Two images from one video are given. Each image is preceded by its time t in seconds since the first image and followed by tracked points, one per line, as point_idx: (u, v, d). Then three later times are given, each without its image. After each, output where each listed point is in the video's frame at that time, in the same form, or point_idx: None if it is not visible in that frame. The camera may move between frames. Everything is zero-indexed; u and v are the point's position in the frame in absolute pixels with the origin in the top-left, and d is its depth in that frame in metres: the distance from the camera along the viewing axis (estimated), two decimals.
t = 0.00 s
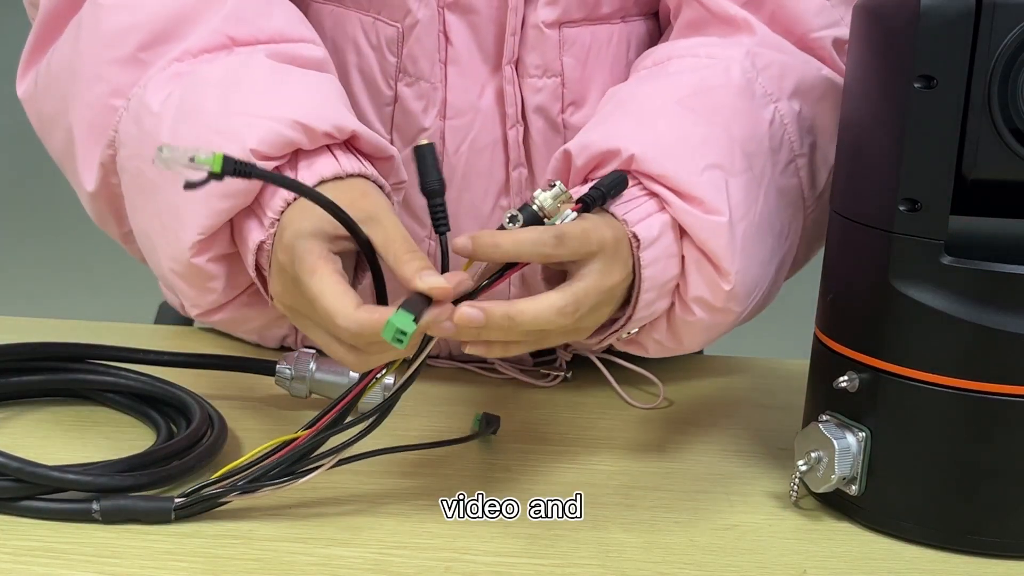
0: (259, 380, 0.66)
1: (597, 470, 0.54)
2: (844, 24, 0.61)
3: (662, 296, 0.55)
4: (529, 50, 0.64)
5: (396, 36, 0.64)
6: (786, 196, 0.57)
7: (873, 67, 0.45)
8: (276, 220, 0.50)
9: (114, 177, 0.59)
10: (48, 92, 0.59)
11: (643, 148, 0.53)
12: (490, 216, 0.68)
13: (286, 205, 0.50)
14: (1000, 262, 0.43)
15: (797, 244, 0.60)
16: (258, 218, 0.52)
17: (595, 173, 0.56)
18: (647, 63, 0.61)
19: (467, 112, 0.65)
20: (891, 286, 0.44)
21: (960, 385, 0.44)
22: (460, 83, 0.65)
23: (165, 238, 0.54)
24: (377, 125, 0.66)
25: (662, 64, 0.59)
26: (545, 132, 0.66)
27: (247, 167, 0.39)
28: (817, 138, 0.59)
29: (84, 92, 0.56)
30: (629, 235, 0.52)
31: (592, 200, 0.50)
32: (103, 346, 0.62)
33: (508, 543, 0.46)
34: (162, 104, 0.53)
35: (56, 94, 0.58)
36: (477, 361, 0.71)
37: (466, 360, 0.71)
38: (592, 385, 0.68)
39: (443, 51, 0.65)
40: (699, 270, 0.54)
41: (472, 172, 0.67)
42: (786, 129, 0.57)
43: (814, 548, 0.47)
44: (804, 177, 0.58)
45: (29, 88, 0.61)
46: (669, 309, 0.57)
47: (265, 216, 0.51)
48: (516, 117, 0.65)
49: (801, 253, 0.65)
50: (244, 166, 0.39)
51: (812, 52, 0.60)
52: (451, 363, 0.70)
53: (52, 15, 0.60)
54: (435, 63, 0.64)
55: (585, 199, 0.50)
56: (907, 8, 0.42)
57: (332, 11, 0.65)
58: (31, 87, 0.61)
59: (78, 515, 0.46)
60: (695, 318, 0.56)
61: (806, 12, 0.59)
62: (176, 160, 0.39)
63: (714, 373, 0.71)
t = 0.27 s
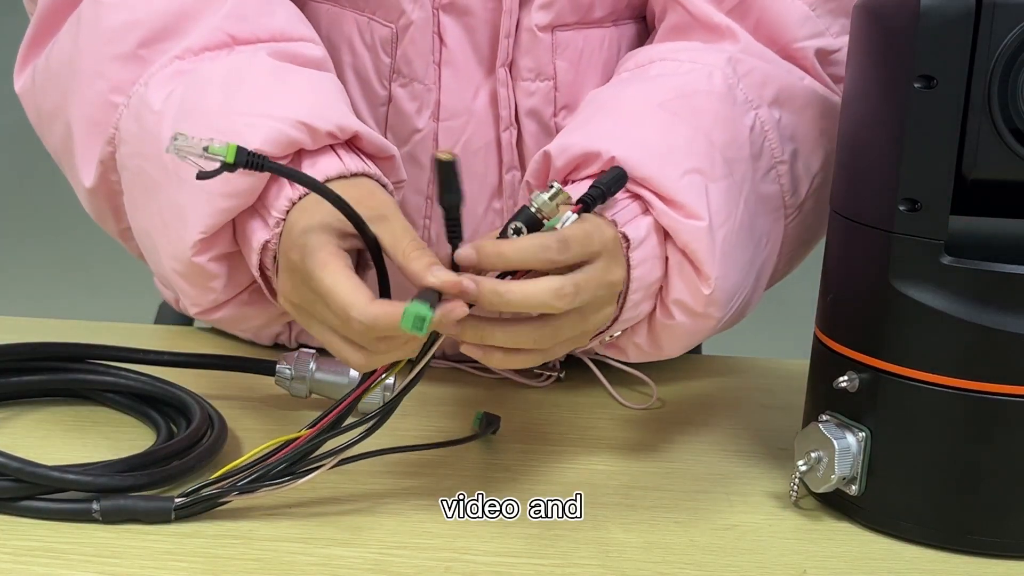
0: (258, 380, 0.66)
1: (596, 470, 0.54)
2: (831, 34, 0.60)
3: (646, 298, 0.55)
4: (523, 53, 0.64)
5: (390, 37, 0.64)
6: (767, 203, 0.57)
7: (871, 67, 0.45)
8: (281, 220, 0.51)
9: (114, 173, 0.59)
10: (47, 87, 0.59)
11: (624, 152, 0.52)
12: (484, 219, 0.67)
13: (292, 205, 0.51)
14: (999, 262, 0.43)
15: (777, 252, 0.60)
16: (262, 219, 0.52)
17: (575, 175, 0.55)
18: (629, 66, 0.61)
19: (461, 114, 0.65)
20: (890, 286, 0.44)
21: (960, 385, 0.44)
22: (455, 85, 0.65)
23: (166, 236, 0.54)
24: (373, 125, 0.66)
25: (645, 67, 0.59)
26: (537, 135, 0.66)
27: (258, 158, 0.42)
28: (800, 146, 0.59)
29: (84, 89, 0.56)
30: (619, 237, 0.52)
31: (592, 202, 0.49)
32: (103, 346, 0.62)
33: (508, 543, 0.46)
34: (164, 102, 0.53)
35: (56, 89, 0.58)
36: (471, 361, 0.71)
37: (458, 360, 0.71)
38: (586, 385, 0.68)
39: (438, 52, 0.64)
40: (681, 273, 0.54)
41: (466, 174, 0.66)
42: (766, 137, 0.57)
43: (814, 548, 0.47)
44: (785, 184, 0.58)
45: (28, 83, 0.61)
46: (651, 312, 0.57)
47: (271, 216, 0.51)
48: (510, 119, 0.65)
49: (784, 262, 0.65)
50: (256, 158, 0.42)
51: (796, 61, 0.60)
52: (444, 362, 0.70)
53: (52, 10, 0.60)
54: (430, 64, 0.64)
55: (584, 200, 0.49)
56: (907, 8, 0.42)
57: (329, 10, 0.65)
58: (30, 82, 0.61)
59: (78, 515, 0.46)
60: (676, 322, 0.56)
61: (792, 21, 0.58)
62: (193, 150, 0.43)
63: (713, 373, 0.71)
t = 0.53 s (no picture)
0: (258, 380, 0.66)
1: (597, 470, 0.54)
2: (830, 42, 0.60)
3: (648, 308, 0.55)
4: (520, 55, 0.64)
5: (388, 39, 0.64)
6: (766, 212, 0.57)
7: (872, 67, 0.45)
8: (290, 219, 0.51)
9: (119, 177, 0.59)
10: (48, 89, 0.59)
11: (631, 160, 0.52)
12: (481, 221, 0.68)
13: (301, 203, 0.51)
14: (999, 262, 0.43)
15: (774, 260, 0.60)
16: (270, 219, 0.52)
17: (577, 182, 0.55)
18: (628, 70, 0.61)
19: (459, 116, 0.65)
20: (891, 286, 0.44)
21: (960, 385, 0.44)
22: (452, 86, 0.65)
23: (174, 241, 0.53)
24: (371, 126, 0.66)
25: (645, 71, 0.59)
26: (535, 138, 0.66)
27: (273, 134, 0.41)
28: (799, 155, 0.59)
29: (88, 93, 0.55)
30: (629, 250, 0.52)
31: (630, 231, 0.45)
32: (103, 346, 0.62)
33: (508, 543, 0.46)
34: (170, 107, 0.53)
35: (57, 91, 0.58)
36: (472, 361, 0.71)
37: (456, 360, 0.71)
38: (586, 386, 0.68)
39: (436, 54, 0.64)
40: (683, 283, 0.54)
41: (463, 177, 0.66)
42: (767, 146, 0.57)
43: (814, 548, 0.47)
44: (784, 193, 0.59)
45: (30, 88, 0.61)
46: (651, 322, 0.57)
47: (279, 215, 0.52)
48: (507, 121, 0.65)
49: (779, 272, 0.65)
50: (271, 134, 0.41)
51: (795, 69, 0.60)
52: (443, 362, 0.70)
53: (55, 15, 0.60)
54: (427, 66, 0.64)
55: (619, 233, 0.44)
56: (907, 8, 0.42)
57: (329, 11, 0.65)
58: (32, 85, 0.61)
59: (78, 514, 0.46)
60: (675, 330, 0.56)
61: (789, 30, 0.58)
62: (208, 121, 0.42)
63: (712, 373, 0.71)
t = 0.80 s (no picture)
0: (258, 380, 0.66)
1: (596, 470, 0.54)
2: (830, 34, 0.60)
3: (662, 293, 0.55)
4: (517, 55, 0.64)
5: (384, 39, 0.64)
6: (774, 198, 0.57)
7: (871, 68, 0.45)
8: (276, 217, 0.51)
9: (99, 183, 0.58)
10: (33, 94, 0.59)
11: (638, 145, 0.52)
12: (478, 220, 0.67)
13: (285, 199, 0.51)
14: (999, 262, 0.43)
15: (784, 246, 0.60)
16: (253, 219, 0.52)
17: (584, 171, 0.55)
18: (631, 62, 0.61)
19: (455, 116, 0.65)
20: (891, 286, 0.44)
21: (960, 385, 0.44)
22: (448, 86, 0.65)
23: (152, 246, 0.53)
24: (367, 127, 0.66)
25: (649, 61, 0.59)
26: (533, 137, 0.66)
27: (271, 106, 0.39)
28: (806, 142, 0.59)
29: (70, 99, 0.56)
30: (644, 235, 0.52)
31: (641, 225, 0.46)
32: (103, 346, 0.62)
33: (508, 543, 0.46)
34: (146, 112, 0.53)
35: (41, 97, 0.58)
36: (473, 361, 0.71)
37: (456, 359, 0.72)
38: (586, 385, 0.68)
39: (432, 54, 0.64)
40: (695, 266, 0.54)
41: (460, 176, 0.66)
42: (773, 131, 0.57)
43: (814, 548, 0.47)
44: (792, 180, 0.58)
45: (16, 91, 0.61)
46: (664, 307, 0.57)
47: (264, 214, 0.51)
48: (505, 121, 0.65)
49: (788, 259, 0.65)
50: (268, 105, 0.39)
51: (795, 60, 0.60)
52: (443, 362, 0.70)
53: (40, 18, 0.60)
54: (423, 66, 0.64)
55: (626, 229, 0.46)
56: (907, 8, 0.42)
57: (322, 12, 0.65)
58: (19, 90, 0.61)
59: (81, 509, 0.46)
60: (688, 315, 0.56)
61: (789, 21, 0.59)
62: (202, 91, 0.39)
63: (712, 373, 0.71)
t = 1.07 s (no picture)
0: (259, 380, 0.66)
1: (596, 470, 0.54)
2: (821, 20, 0.60)
3: (650, 257, 0.53)
4: (513, 54, 0.64)
5: (379, 40, 0.64)
6: (762, 169, 0.57)
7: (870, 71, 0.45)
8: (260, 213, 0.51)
9: (89, 185, 0.58)
10: (26, 97, 0.59)
11: (619, 103, 0.51)
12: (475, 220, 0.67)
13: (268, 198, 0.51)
14: (999, 262, 0.43)
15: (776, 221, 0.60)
16: (239, 218, 0.52)
17: (568, 135, 0.55)
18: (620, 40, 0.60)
19: (451, 116, 0.65)
20: (891, 286, 0.44)
21: (960, 385, 0.44)
22: (445, 87, 0.65)
23: (143, 251, 0.53)
24: (363, 127, 0.66)
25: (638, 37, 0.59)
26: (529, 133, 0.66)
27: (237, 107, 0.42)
28: (797, 116, 0.59)
29: (63, 103, 0.56)
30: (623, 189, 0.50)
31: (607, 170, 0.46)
32: (104, 346, 0.62)
33: (508, 543, 0.46)
34: (136, 117, 0.53)
35: (33, 98, 0.58)
36: (472, 361, 0.71)
37: (456, 359, 0.72)
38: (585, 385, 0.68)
39: (428, 54, 0.64)
40: (682, 227, 0.52)
41: (456, 175, 0.66)
42: (762, 102, 0.57)
43: (814, 548, 0.47)
44: (783, 152, 0.58)
45: (9, 91, 0.61)
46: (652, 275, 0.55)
47: (248, 212, 0.52)
48: (500, 120, 0.65)
49: (784, 238, 0.64)
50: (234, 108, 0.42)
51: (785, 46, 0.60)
52: (443, 362, 0.70)
53: (34, 20, 0.60)
54: (419, 66, 0.64)
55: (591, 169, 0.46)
56: (907, 8, 0.42)
57: (318, 13, 0.65)
58: (12, 92, 0.61)
59: (81, 509, 0.46)
60: (676, 280, 0.54)
61: (779, 7, 0.59)
62: (173, 100, 0.43)
63: (712, 373, 0.71)
